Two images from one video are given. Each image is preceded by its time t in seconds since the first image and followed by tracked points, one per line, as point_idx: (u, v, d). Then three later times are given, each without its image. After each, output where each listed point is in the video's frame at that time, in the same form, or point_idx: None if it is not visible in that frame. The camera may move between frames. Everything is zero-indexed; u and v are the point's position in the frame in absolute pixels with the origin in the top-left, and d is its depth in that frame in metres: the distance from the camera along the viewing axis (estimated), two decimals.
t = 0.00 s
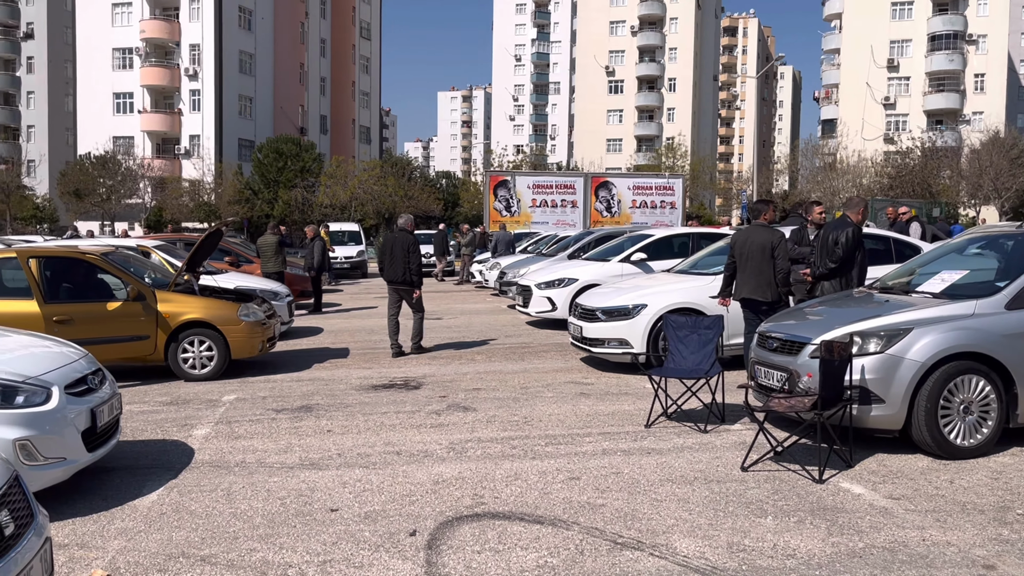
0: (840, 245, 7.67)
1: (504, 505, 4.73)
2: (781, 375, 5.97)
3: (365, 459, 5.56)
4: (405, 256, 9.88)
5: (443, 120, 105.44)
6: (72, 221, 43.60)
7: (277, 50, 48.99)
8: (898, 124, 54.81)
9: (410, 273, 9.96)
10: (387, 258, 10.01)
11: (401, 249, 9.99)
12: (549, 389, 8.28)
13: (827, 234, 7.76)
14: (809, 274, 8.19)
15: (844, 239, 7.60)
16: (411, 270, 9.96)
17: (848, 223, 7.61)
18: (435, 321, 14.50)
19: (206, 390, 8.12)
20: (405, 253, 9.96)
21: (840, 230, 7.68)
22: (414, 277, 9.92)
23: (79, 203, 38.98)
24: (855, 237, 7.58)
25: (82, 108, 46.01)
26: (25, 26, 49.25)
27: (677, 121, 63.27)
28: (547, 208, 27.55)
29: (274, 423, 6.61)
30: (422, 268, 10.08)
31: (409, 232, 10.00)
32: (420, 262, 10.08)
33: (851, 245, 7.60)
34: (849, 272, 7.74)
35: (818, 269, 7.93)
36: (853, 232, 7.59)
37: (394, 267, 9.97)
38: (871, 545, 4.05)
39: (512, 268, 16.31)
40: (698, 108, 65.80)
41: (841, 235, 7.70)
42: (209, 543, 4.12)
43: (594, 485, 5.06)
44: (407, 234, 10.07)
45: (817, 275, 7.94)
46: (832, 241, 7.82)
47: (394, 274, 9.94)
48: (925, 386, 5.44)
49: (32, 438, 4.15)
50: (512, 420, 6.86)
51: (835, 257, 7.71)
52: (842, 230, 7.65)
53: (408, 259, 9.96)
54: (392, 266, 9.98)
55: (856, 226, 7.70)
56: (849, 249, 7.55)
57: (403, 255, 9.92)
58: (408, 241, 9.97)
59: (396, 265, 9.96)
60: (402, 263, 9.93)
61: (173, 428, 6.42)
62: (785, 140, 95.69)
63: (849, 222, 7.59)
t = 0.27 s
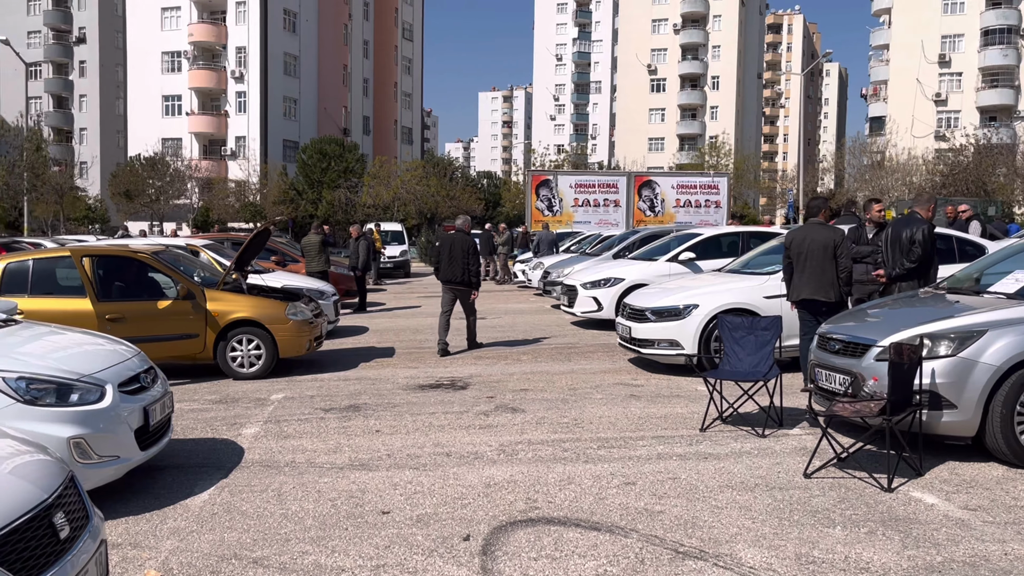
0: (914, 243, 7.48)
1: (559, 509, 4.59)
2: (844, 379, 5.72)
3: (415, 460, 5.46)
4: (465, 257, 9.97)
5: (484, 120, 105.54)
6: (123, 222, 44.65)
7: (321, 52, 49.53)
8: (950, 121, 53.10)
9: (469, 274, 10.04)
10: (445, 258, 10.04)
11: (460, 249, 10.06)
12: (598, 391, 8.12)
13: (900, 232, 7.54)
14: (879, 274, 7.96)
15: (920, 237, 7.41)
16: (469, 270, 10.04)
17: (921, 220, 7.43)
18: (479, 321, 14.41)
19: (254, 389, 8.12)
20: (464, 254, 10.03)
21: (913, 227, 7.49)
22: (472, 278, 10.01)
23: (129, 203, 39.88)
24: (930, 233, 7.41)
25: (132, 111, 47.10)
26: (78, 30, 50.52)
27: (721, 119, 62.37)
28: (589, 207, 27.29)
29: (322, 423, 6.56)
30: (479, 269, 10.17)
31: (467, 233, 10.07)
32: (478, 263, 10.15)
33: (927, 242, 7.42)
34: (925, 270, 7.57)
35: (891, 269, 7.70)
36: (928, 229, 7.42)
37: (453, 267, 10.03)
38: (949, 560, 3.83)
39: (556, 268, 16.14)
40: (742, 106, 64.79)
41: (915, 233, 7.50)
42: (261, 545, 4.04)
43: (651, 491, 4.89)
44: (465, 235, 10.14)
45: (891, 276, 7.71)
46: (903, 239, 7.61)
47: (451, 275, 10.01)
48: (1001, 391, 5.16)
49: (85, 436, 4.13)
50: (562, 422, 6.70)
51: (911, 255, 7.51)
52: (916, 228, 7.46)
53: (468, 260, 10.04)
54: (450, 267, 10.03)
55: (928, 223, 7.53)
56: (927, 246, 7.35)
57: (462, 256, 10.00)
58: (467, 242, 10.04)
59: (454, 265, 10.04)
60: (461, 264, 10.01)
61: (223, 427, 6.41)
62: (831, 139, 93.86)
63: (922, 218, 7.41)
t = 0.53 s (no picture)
0: (1001, 243, 7.37)
1: (611, 521, 4.41)
2: (910, 386, 5.43)
3: (460, 466, 5.30)
4: (521, 256, 9.90)
5: (526, 120, 105.31)
6: (172, 222, 45.52)
7: (365, 53, 49.92)
8: (1006, 118, 51.05)
9: (525, 269, 9.97)
10: (501, 253, 9.96)
11: (516, 246, 9.98)
12: (647, 395, 7.88)
13: (987, 233, 7.41)
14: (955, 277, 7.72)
15: (1008, 237, 7.32)
16: (524, 266, 9.98)
17: (1007, 221, 7.35)
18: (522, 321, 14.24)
19: (298, 390, 8.07)
20: (521, 250, 9.97)
21: (999, 228, 7.38)
22: (528, 274, 9.96)
23: (178, 204, 40.59)
24: (1016, 234, 7.35)
25: (181, 113, 47.99)
26: (129, 35, 51.66)
27: (767, 117, 61.19)
28: (633, 207, 26.91)
29: (365, 425, 6.46)
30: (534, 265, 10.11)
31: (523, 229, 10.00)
32: (534, 260, 10.09)
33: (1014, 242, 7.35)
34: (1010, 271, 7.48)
35: (975, 273, 7.53)
36: (1014, 229, 7.36)
37: (508, 264, 9.96)
38: None
39: (600, 268, 15.90)
40: (788, 103, 63.52)
41: (1000, 234, 7.41)
42: (303, 555, 3.89)
43: (706, 503, 4.68)
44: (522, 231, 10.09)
45: (975, 280, 7.50)
46: (986, 240, 7.49)
47: (506, 271, 9.94)
48: None
49: (129, 438, 4.07)
50: (610, 427, 6.49)
51: (998, 257, 7.41)
52: (1002, 228, 7.37)
53: (523, 257, 9.97)
54: (507, 263, 9.96)
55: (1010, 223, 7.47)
56: (1016, 246, 7.27)
57: (519, 252, 9.94)
58: (524, 238, 9.99)
59: (510, 261, 9.97)
60: (517, 259, 9.94)
61: (266, 428, 6.34)
62: (881, 137, 91.57)
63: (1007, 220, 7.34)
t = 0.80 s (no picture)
0: None
1: (669, 536, 4.18)
2: (987, 396, 5.10)
3: (509, 474, 5.13)
4: (573, 254, 9.93)
5: (567, 120, 104.92)
6: (219, 222, 46.26)
7: (408, 54, 50.16)
8: None
9: (577, 269, 9.97)
10: (553, 252, 10.04)
11: (568, 245, 10.03)
12: (699, 401, 7.62)
13: None
14: None
15: None
16: (577, 266, 9.98)
17: None
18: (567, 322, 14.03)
19: (343, 392, 7.98)
20: (574, 249, 10.01)
21: None
22: (580, 273, 9.94)
23: (225, 205, 41.20)
24: None
25: (229, 115, 48.77)
26: (179, 39, 52.68)
27: (815, 114, 59.79)
28: (678, 206, 26.48)
29: (411, 430, 6.32)
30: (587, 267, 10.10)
31: (577, 229, 10.11)
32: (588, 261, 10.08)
33: None
34: None
35: None
36: None
37: (561, 263, 10.00)
38: None
39: (647, 269, 15.59)
40: (836, 101, 62.07)
41: None
42: (351, 568, 3.75)
43: (770, 517, 4.42)
44: (577, 233, 10.16)
45: None
46: None
47: (559, 269, 9.98)
48: None
49: (174, 443, 3.98)
50: (663, 435, 6.26)
51: None
52: None
53: (576, 256, 9.98)
54: (558, 261, 10.03)
55: None
56: None
57: (572, 251, 9.98)
58: (578, 239, 10.04)
59: (563, 261, 10.00)
60: (569, 258, 9.96)
61: (312, 432, 6.25)
62: (933, 134, 89.05)
63: None
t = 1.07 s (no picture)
0: None
1: (736, 550, 3.93)
2: None
3: (561, 481, 4.91)
4: (625, 253, 9.83)
5: (608, 119, 104.18)
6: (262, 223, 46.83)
7: (449, 55, 50.23)
8: None
9: (629, 269, 9.82)
10: (606, 252, 10.00)
11: (620, 244, 9.94)
12: (756, 404, 7.31)
13: None
14: None
15: None
16: (629, 266, 9.84)
17: None
18: (613, 322, 13.76)
19: (387, 392, 7.85)
20: (625, 249, 9.87)
21: None
22: (631, 274, 9.78)
23: (268, 205, 41.56)
24: None
25: (273, 117, 49.32)
26: (224, 42, 53.50)
27: (862, 111, 58.33)
28: (723, 205, 25.97)
29: (458, 432, 6.14)
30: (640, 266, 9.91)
31: (628, 228, 9.94)
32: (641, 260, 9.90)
33: None
34: None
35: None
36: None
37: (613, 263, 9.92)
38: None
39: (693, 268, 15.24)
40: (885, 97, 60.52)
41: None
42: None
43: (843, 531, 4.14)
44: (629, 231, 10.00)
45: None
46: None
47: (611, 270, 9.89)
48: None
49: (218, 446, 3.84)
50: (720, 441, 5.98)
51: None
52: None
53: (627, 255, 9.88)
54: (610, 262, 9.96)
55: None
56: None
57: (623, 250, 9.86)
58: (630, 238, 9.88)
59: (614, 260, 9.88)
60: (620, 258, 9.84)
61: (357, 434, 6.10)
62: (985, 131, 86.36)
63: None
